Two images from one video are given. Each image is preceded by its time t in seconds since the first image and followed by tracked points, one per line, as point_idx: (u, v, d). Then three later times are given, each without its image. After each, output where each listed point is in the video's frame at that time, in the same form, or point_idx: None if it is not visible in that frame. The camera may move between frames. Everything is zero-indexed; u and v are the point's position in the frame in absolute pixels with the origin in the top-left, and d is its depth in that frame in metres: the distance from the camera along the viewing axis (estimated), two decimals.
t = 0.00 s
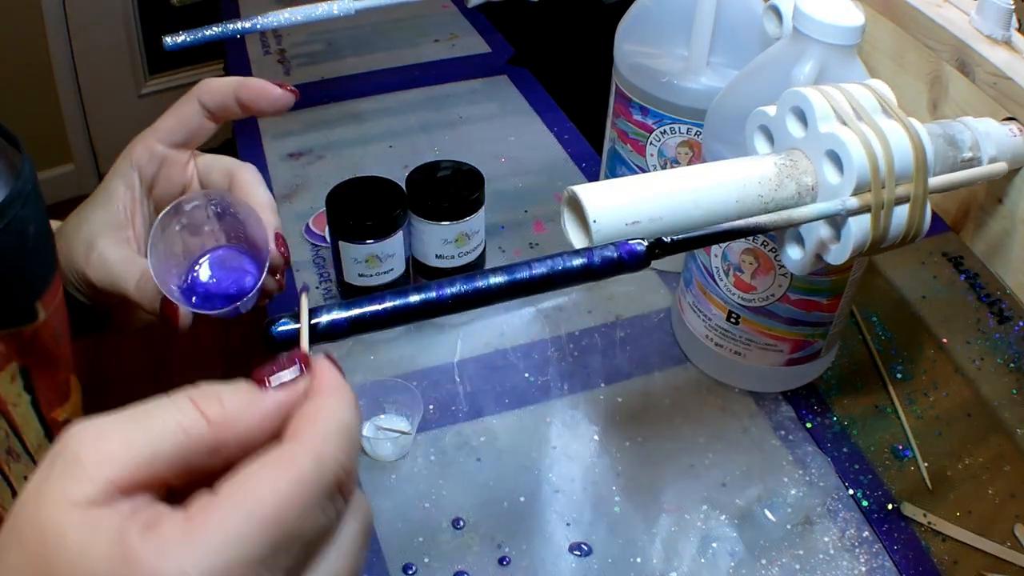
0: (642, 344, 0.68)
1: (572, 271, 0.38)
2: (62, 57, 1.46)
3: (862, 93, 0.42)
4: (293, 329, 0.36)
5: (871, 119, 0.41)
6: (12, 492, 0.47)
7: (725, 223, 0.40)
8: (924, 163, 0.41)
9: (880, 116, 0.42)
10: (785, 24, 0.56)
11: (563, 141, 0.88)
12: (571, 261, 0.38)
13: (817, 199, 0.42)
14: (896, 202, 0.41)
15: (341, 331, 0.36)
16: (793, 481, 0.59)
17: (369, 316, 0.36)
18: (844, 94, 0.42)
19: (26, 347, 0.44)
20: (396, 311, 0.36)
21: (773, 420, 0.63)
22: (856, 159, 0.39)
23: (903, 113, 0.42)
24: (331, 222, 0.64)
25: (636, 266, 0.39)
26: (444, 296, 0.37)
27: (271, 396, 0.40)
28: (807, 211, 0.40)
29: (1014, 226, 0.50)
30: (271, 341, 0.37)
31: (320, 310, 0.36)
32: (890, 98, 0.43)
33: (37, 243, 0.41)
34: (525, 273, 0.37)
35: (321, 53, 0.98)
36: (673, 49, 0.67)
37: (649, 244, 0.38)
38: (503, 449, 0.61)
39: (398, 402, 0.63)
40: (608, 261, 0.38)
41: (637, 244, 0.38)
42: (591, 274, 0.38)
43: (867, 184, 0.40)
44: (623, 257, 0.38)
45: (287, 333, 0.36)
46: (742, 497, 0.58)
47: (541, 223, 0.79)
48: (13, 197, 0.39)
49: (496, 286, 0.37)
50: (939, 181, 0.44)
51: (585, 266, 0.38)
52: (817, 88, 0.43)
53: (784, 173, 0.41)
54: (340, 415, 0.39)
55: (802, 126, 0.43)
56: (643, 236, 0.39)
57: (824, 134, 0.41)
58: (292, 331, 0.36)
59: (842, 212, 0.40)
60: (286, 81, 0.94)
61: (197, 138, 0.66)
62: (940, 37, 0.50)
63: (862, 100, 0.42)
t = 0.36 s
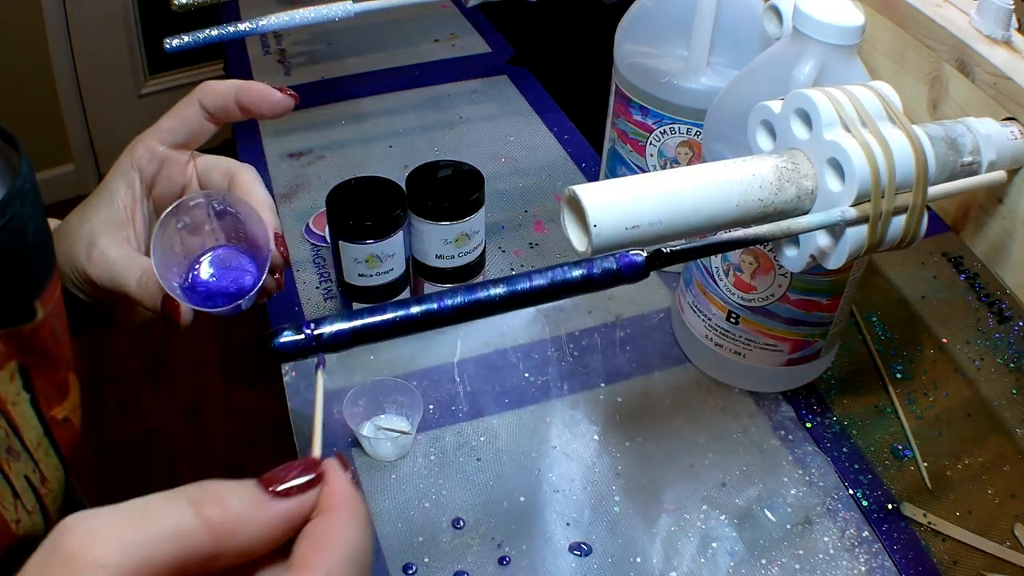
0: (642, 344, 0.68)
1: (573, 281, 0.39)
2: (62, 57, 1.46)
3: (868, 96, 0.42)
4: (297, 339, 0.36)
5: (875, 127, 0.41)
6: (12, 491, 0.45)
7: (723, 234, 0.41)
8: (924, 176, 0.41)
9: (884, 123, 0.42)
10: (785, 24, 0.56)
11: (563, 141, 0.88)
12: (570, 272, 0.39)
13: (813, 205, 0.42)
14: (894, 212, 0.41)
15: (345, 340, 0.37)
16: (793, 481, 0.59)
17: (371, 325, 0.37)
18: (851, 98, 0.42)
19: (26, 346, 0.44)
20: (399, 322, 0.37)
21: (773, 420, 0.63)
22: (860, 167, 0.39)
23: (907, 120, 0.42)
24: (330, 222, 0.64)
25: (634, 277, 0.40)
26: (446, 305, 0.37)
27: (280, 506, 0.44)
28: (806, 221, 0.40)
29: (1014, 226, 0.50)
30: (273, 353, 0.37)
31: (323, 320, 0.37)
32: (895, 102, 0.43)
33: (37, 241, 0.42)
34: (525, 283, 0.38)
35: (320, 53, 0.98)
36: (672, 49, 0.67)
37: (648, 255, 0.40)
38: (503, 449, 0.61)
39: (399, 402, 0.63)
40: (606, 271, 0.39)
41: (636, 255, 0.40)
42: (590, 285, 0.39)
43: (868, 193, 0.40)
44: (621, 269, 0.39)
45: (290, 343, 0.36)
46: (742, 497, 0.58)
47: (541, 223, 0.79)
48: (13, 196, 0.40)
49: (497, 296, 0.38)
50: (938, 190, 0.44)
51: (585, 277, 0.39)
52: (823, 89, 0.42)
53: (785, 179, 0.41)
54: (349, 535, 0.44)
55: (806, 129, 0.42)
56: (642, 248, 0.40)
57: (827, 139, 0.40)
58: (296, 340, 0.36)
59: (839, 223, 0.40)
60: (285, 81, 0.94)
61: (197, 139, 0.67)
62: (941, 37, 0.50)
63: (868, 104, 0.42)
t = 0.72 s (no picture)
0: (642, 344, 0.68)
1: (571, 292, 0.37)
2: (62, 56, 1.46)
3: (873, 101, 0.41)
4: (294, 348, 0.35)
5: (880, 132, 0.40)
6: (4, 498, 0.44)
7: (727, 242, 0.39)
8: (924, 184, 0.40)
9: (887, 128, 0.41)
10: (785, 24, 0.56)
11: (563, 141, 0.88)
12: (570, 281, 0.37)
13: (812, 209, 0.42)
14: (892, 220, 0.40)
15: (345, 349, 0.35)
16: (793, 481, 0.59)
17: (371, 334, 0.35)
18: (857, 102, 0.41)
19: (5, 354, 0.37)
20: (401, 331, 0.35)
21: (773, 421, 0.63)
22: (861, 177, 0.39)
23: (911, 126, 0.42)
24: (331, 222, 0.64)
25: (632, 287, 0.38)
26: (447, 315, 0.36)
27: None
28: (806, 231, 0.39)
29: (1014, 226, 0.50)
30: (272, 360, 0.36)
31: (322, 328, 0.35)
32: (899, 106, 0.42)
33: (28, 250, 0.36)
34: (525, 293, 0.37)
35: (320, 53, 0.98)
36: (672, 49, 0.67)
37: (647, 264, 0.38)
38: (503, 450, 0.61)
39: (399, 402, 0.63)
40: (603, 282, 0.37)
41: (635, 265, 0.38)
42: (589, 294, 0.38)
43: (868, 202, 0.39)
44: (619, 278, 0.37)
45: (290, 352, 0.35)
46: (742, 497, 0.58)
47: (541, 223, 0.79)
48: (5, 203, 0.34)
49: (496, 305, 0.37)
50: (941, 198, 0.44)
51: (583, 286, 0.37)
52: (829, 91, 0.42)
53: (784, 183, 0.41)
54: None
55: (811, 131, 0.42)
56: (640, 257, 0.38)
57: (830, 146, 0.40)
58: (293, 349, 0.35)
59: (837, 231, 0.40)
60: (286, 81, 0.94)
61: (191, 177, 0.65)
62: (941, 37, 0.50)
63: (873, 109, 0.41)
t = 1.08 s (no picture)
0: (642, 344, 0.68)
1: (570, 300, 0.37)
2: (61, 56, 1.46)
3: (878, 108, 0.41)
4: (293, 355, 0.34)
5: (884, 141, 0.40)
6: None
7: (726, 250, 0.39)
8: (924, 191, 0.40)
9: (892, 135, 0.41)
10: (785, 24, 0.56)
11: (563, 141, 0.88)
12: (568, 289, 0.37)
13: (809, 211, 0.42)
14: (890, 230, 0.41)
15: (345, 358, 0.34)
16: (793, 481, 0.59)
17: (371, 342, 0.34)
18: (864, 108, 0.40)
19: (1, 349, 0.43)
20: (402, 339, 0.35)
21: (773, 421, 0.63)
22: (861, 187, 0.39)
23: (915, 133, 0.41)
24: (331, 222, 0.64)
25: (629, 296, 0.38)
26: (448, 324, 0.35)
27: None
28: (805, 237, 0.39)
29: (1014, 227, 0.50)
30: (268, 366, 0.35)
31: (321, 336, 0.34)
32: (904, 111, 0.42)
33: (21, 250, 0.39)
34: (525, 302, 0.36)
35: (320, 53, 0.98)
36: (673, 49, 0.67)
37: (646, 273, 0.38)
38: (503, 450, 0.60)
39: (398, 402, 0.63)
40: (601, 290, 0.37)
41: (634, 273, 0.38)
42: (588, 303, 0.37)
43: (868, 211, 0.39)
44: (617, 286, 0.37)
45: (290, 361, 0.33)
46: (742, 497, 0.58)
47: (541, 223, 0.79)
48: None
49: (494, 314, 0.36)
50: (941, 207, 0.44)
51: (582, 294, 0.37)
52: (836, 95, 0.41)
53: (785, 187, 0.41)
54: None
55: (816, 135, 0.41)
56: (639, 266, 0.38)
57: (834, 153, 0.40)
58: (292, 357, 0.34)
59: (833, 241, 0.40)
60: (286, 81, 0.94)
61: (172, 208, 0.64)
62: (941, 37, 0.50)
63: (877, 116, 0.41)
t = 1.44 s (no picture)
0: (642, 344, 0.68)
1: (567, 308, 0.36)
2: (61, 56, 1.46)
3: (884, 113, 0.40)
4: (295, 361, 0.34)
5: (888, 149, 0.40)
6: None
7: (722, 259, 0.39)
8: (924, 199, 0.40)
9: (897, 141, 0.40)
10: (785, 24, 0.56)
11: (563, 141, 0.88)
12: (565, 297, 0.36)
13: (807, 211, 0.42)
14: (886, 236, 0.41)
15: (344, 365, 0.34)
16: (793, 481, 0.59)
17: (374, 349, 0.34)
18: (871, 114, 0.40)
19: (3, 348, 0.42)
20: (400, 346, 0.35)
21: (773, 421, 0.63)
22: (861, 197, 0.39)
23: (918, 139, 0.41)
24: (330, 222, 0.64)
25: (627, 303, 0.37)
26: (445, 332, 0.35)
27: None
28: (801, 248, 0.40)
29: (1014, 227, 0.50)
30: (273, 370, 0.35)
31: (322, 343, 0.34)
32: (909, 116, 0.41)
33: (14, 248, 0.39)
34: (521, 310, 0.36)
35: (320, 53, 0.98)
36: (673, 49, 0.67)
37: (643, 281, 0.38)
38: (502, 449, 0.60)
39: (399, 401, 0.63)
40: (598, 298, 0.37)
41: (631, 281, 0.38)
42: (585, 310, 0.37)
43: (867, 220, 0.39)
44: (614, 294, 0.37)
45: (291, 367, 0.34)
46: (742, 497, 0.58)
47: (541, 223, 0.79)
48: None
49: (494, 321, 0.36)
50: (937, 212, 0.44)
51: (579, 303, 0.37)
52: (844, 99, 0.40)
53: (785, 192, 0.41)
54: None
55: (820, 139, 0.41)
56: (637, 274, 0.38)
57: (837, 160, 0.39)
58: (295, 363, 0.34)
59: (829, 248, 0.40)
60: (285, 81, 0.94)
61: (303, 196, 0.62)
62: (941, 37, 0.50)
63: (884, 122, 0.40)
